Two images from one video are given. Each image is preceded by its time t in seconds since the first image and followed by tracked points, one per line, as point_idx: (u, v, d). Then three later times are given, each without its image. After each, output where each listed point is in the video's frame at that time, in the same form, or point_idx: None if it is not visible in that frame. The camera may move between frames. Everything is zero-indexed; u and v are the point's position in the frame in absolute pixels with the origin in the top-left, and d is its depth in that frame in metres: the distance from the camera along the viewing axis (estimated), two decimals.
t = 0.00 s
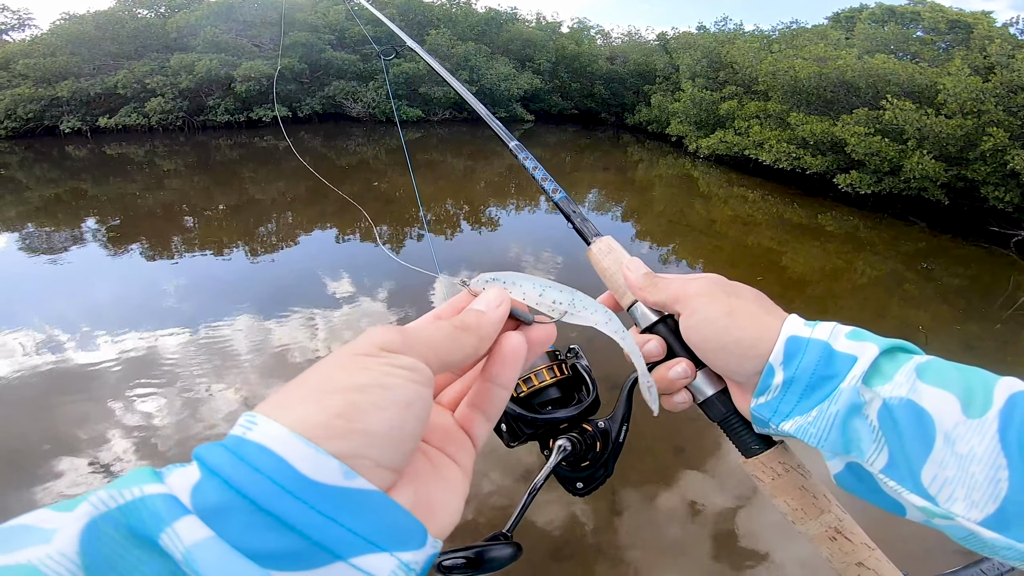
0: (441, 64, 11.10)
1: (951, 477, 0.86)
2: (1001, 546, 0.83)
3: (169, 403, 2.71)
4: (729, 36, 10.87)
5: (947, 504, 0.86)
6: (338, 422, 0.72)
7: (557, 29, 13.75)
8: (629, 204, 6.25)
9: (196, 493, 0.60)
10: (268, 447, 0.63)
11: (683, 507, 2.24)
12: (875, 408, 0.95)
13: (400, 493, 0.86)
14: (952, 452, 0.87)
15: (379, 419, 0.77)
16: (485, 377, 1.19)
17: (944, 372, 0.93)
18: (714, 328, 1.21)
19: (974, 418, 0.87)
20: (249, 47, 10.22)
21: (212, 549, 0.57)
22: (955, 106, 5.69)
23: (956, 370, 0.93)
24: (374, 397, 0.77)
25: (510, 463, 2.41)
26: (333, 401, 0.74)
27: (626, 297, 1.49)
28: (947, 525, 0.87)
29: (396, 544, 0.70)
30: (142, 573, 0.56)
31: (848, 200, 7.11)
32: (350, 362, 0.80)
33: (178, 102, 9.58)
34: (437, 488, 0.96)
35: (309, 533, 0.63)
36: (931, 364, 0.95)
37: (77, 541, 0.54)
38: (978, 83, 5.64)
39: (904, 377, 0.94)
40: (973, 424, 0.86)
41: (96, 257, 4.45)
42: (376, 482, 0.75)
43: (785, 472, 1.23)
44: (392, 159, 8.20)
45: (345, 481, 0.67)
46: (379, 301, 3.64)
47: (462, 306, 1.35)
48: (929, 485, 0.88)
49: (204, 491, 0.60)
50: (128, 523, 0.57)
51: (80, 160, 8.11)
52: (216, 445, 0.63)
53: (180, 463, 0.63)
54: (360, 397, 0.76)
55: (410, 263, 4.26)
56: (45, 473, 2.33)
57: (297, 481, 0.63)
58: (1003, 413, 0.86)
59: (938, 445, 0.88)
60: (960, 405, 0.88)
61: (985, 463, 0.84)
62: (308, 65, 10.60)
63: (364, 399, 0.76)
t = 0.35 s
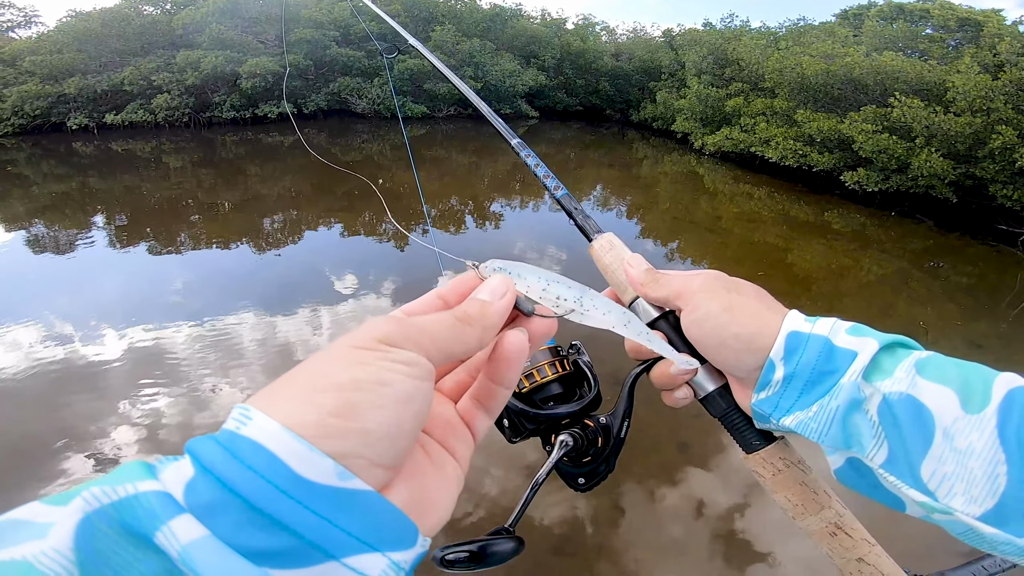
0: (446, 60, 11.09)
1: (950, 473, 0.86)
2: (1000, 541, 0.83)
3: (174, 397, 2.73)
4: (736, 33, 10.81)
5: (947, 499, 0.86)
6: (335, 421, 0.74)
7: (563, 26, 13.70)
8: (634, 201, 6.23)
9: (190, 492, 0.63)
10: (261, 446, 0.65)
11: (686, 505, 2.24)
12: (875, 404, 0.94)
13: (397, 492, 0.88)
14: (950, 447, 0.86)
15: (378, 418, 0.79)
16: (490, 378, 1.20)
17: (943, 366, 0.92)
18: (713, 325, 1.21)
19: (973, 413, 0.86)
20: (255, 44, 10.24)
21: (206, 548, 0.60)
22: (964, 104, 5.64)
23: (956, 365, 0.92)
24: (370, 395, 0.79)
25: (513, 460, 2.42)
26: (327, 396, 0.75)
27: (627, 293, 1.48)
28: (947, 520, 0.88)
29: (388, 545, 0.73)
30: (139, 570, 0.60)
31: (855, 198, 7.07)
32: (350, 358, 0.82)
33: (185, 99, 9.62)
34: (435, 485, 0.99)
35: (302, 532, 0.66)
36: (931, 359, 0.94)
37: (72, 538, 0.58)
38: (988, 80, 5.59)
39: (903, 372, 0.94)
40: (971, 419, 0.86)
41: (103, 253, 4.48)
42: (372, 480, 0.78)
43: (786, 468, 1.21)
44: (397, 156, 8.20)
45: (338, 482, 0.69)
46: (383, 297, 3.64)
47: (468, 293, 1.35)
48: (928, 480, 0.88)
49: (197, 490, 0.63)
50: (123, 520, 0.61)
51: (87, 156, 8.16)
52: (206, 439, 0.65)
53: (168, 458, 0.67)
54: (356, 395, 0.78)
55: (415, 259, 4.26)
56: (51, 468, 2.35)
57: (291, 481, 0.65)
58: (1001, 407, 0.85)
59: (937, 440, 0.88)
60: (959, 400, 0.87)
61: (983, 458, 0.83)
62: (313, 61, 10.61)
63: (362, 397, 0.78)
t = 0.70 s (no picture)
0: (450, 58, 11.08)
1: (948, 475, 0.87)
2: (997, 543, 0.84)
3: (180, 394, 2.74)
4: (741, 31, 10.77)
5: (944, 501, 0.87)
6: (317, 418, 0.75)
7: (567, 24, 13.67)
8: (638, 199, 6.22)
9: (170, 481, 0.64)
10: (241, 438, 0.66)
11: (689, 504, 2.23)
12: (873, 406, 0.94)
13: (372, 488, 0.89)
14: (948, 450, 0.87)
15: (362, 418, 0.80)
16: (486, 373, 1.20)
17: (941, 369, 0.93)
18: (712, 326, 1.20)
19: (972, 416, 0.86)
20: (259, 42, 10.25)
21: (188, 537, 0.61)
22: (971, 103, 5.61)
23: (954, 367, 0.92)
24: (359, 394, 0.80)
25: (515, 458, 2.42)
26: (314, 393, 0.76)
27: (626, 295, 1.47)
28: (944, 522, 0.88)
29: (361, 537, 0.74)
30: (121, 557, 0.60)
31: (861, 196, 7.04)
32: (341, 353, 0.82)
33: (190, 97, 9.64)
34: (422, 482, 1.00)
35: (278, 526, 0.67)
36: (929, 362, 0.94)
37: (55, 525, 0.59)
38: (995, 79, 5.56)
39: (902, 374, 0.94)
40: (970, 422, 0.86)
41: (108, 250, 4.49)
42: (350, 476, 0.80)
43: (784, 470, 1.22)
44: (400, 153, 8.20)
45: (315, 476, 0.71)
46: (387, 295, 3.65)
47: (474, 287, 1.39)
48: (927, 483, 0.88)
49: (178, 479, 0.64)
50: (105, 506, 0.61)
51: (92, 154, 8.19)
52: (187, 427, 0.67)
53: (151, 446, 0.67)
54: (344, 394, 0.78)
55: (418, 256, 4.27)
56: (57, 464, 2.37)
57: (269, 476, 0.67)
58: (998, 410, 0.85)
59: (936, 443, 0.88)
60: (958, 403, 0.88)
61: (981, 461, 0.84)
62: (317, 59, 10.63)
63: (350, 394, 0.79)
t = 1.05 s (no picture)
0: (452, 61, 11.12)
1: (953, 484, 0.86)
2: (1004, 549, 0.83)
3: (184, 396, 2.75)
4: (743, 34, 10.78)
5: (951, 508, 0.86)
6: (316, 432, 0.75)
7: (568, 27, 13.72)
8: (639, 202, 6.23)
9: (173, 487, 0.65)
10: (243, 448, 0.67)
11: (693, 507, 2.23)
12: (878, 415, 0.94)
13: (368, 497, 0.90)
14: (954, 459, 0.86)
15: (360, 433, 0.80)
16: (486, 401, 1.19)
17: (944, 378, 0.92)
18: (715, 337, 1.19)
19: (977, 425, 0.86)
20: (262, 45, 10.30)
21: (190, 543, 0.62)
22: (973, 105, 5.61)
23: (958, 376, 0.92)
24: (357, 407, 0.80)
25: (518, 461, 2.42)
26: (313, 406, 0.76)
27: (628, 304, 1.47)
28: (952, 529, 0.87)
29: (352, 545, 0.75)
30: (125, 559, 0.62)
31: (863, 199, 7.04)
32: (340, 372, 0.81)
33: (193, 100, 9.69)
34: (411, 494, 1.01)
35: (276, 533, 0.68)
36: (933, 370, 0.94)
37: (63, 527, 0.59)
38: (997, 81, 5.56)
39: (907, 384, 0.93)
40: (975, 431, 0.86)
41: (112, 252, 4.52)
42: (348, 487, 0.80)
43: (789, 476, 1.23)
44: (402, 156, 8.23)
45: (313, 488, 0.72)
46: (390, 298, 3.66)
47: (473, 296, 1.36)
48: (933, 490, 0.88)
49: (180, 485, 0.65)
50: (111, 510, 0.62)
51: (97, 156, 8.24)
52: (191, 434, 0.68)
53: (154, 453, 0.68)
54: (343, 406, 0.78)
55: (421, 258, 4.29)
56: (60, 465, 2.38)
57: (271, 487, 0.68)
58: (1003, 419, 0.85)
59: (941, 451, 0.88)
60: (962, 412, 0.88)
61: (987, 470, 0.84)
62: (320, 62, 10.67)
63: (348, 408, 0.79)
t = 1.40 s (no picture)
0: (453, 65, 11.15)
1: (955, 492, 0.87)
2: (1006, 557, 0.82)
3: (185, 400, 2.76)
4: (742, 37, 10.79)
5: (952, 517, 0.86)
6: (325, 437, 0.76)
7: (568, 30, 13.76)
8: (640, 206, 6.24)
9: (186, 484, 0.65)
10: (255, 447, 0.68)
11: (694, 511, 2.24)
12: (877, 425, 0.95)
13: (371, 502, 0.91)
14: (955, 467, 0.87)
15: (368, 442, 0.81)
16: (499, 410, 1.23)
17: (944, 388, 0.93)
18: (714, 347, 1.20)
19: (977, 434, 0.87)
20: (263, 49, 10.34)
21: (202, 539, 0.63)
22: (972, 107, 5.61)
23: (958, 386, 0.93)
24: (366, 414, 0.81)
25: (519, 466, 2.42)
26: (324, 411, 0.77)
27: (626, 315, 1.49)
28: (953, 537, 0.87)
29: (354, 546, 0.76)
30: (137, 555, 0.61)
31: (864, 201, 7.04)
32: (354, 377, 0.82)
33: (195, 103, 9.73)
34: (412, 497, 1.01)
35: (282, 533, 0.69)
36: (934, 380, 0.95)
37: (78, 524, 0.59)
38: (996, 82, 5.57)
39: (906, 394, 0.94)
40: (975, 440, 0.86)
41: (114, 256, 4.54)
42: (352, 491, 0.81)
43: (789, 485, 1.24)
44: (403, 160, 8.25)
45: (321, 491, 0.72)
46: (392, 302, 3.67)
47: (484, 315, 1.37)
48: (933, 498, 0.88)
49: (192, 483, 0.65)
50: (127, 508, 0.62)
51: (99, 160, 8.27)
52: (205, 431, 0.69)
53: (167, 449, 0.69)
54: (351, 414, 0.79)
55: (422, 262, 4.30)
56: (61, 469, 2.39)
57: (282, 488, 0.68)
58: (1004, 427, 0.86)
59: (941, 459, 0.89)
60: (963, 421, 0.88)
61: (987, 477, 0.84)
62: (322, 66, 10.71)
63: (358, 416, 0.80)
